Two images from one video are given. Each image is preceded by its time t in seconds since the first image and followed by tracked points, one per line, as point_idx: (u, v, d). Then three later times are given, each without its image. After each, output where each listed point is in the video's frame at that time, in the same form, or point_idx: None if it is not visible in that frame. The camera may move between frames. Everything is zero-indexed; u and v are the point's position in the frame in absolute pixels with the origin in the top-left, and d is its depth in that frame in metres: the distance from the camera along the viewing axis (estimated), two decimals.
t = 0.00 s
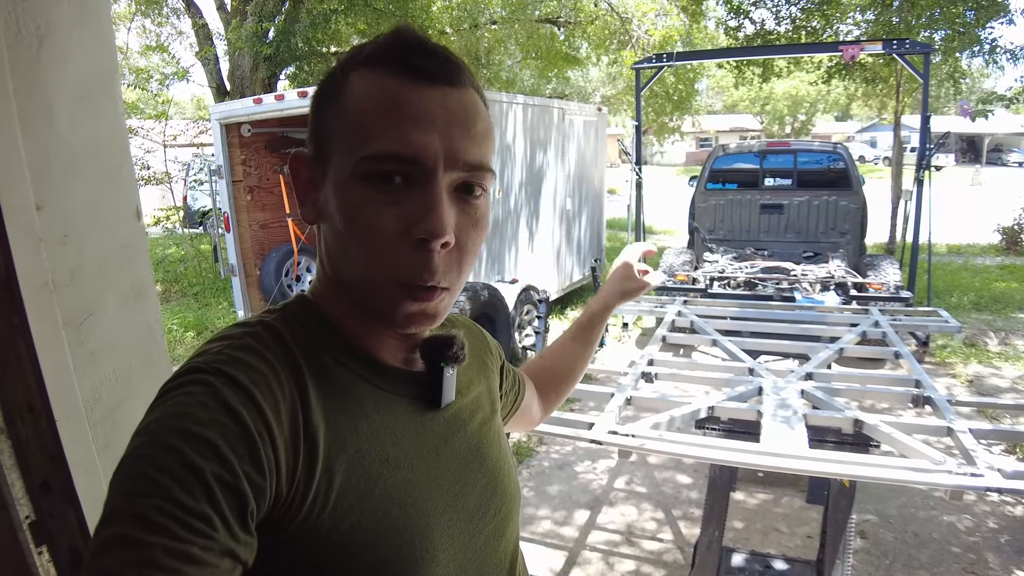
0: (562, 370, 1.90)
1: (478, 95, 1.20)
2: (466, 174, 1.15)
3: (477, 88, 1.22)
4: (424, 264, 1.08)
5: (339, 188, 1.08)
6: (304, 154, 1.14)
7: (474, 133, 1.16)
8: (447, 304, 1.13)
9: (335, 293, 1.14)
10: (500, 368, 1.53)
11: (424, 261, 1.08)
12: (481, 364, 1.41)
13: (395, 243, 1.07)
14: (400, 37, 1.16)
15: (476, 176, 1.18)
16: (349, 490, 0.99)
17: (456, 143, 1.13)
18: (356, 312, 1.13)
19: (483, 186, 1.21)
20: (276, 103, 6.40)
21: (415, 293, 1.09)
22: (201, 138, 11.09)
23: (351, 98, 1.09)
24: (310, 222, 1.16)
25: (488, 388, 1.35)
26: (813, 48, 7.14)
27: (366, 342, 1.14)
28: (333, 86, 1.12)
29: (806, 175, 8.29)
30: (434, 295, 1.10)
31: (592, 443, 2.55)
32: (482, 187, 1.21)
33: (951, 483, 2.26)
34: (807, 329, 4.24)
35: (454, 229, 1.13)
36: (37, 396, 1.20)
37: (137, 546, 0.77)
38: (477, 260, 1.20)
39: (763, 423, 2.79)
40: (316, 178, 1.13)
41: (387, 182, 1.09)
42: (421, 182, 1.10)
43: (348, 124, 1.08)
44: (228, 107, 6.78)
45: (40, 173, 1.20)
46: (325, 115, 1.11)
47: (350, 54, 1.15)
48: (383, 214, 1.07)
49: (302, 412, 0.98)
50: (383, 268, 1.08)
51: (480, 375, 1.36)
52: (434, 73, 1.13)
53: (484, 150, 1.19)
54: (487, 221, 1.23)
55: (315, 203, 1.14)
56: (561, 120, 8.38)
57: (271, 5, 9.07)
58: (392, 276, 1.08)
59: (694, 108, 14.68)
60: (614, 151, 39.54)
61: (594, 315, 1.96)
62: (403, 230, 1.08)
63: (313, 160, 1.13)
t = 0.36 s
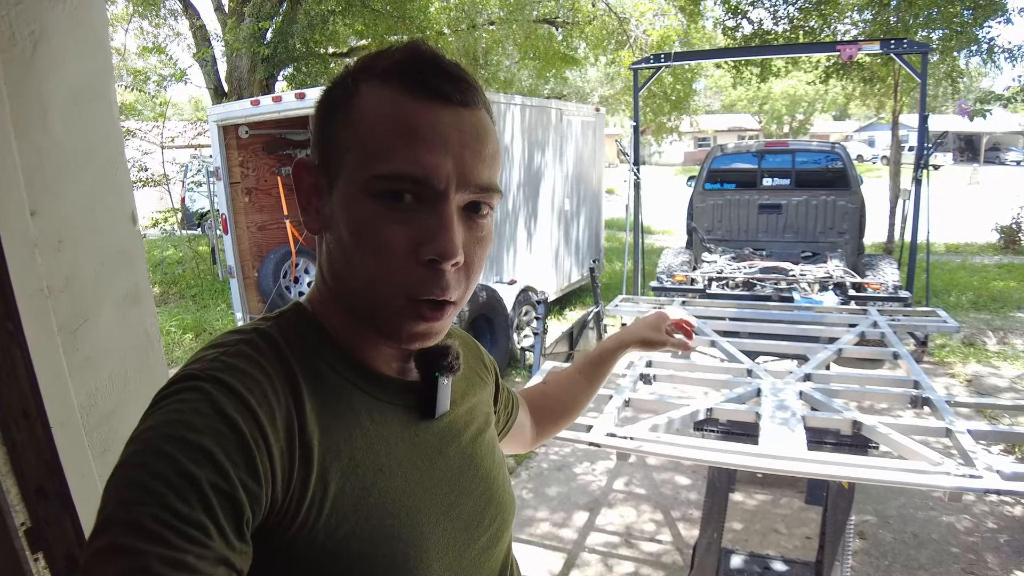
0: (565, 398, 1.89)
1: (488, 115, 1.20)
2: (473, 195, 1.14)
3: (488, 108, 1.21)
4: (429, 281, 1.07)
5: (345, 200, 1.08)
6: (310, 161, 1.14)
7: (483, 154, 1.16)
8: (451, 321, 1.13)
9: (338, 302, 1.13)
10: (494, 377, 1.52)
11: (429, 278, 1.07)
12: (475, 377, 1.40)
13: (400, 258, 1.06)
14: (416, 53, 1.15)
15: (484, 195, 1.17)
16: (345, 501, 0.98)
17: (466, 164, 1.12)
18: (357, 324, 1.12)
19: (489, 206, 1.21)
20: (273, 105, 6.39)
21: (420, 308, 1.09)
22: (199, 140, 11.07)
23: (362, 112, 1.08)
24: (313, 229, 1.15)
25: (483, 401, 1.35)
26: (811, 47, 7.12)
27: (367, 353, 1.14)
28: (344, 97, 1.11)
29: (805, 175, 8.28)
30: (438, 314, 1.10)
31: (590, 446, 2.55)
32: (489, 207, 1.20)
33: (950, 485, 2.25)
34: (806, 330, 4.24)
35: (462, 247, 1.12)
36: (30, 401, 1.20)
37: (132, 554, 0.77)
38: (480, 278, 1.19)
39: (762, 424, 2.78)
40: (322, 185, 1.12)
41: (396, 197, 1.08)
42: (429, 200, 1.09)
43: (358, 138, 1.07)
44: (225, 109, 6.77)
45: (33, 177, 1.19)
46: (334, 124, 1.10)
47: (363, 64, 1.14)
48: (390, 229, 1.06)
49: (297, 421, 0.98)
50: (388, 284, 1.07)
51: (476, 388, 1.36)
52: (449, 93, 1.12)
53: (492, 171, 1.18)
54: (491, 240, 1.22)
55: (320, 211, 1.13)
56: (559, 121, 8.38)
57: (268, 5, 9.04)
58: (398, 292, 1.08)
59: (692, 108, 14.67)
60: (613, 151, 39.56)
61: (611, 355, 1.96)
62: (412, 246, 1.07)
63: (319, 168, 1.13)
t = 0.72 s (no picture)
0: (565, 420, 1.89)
1: (483, 124, 1.20)
2: (467, 204, 1.14)
3: (483, 117, 1.21)
4: (421, 290, 1.07)
5: (338, 207, 1.07)
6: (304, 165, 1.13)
7: (478, 163, 1.15)
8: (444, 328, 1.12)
9: (330, 308, 1.12)
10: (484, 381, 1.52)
11: (422, 286, 1.07)
12: (467, 385, 1.39)
13: (393, 265, 1.06)
14: (412, 60, 1.15)
15: (477, 205, 1.16)
16: (336, 507, 0.98)
17: (460, 173, 1.12)
18: (349, 331, 1.11)
19: (483, 214, 1.20)
20: (269, 105, 6.37)
21: (412, 316, 1.08)
22: (196, 140, 11.05)
23: (356, 118, 1.07)
24: (305, 235, 1.14)
25: (474, 409, 1.34)
26: (810, 46, 7.10)
27: (359, 360, 1.13)
28: (339, 102, 1.10)
29: (803, 174, 8.27)
30: (430, 322, 1.09)
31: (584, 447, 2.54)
32: (483, 215, 1.20)
33: (945, 487, 2.25)
34: (803, 330, 4.23)
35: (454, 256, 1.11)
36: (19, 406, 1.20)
37: (119, 562, 0.75)
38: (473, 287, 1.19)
39: (758, 425, 2.77)
40: (316, 189, 1.11)
41: (389, 205, 1.07)
42: (423, 209, 1.09)
43: (352, 143, 1.06)
44: (221, 109, 6.75)
45: (18, 179, 1.18)
46: (328, 130, 1.09)
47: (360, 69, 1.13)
48: (383, 236, 1.05)
49: (288, 428, 0.97)
50: (380, 293, 1.06)
51: (467, 395, 1.35)
52: (444, 101, 1.12)
53: (487, 180, 1.18)
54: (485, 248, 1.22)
55: (313, 215, 1.12)
56: (557, 120, 8.37)
57: (265, 5, 9.01)
58: (391, 301, 1.07)
59: (691, 107, 14.65)
60: (611, 150, 39.58)
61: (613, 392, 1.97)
62: (405, 254, 1.06)
63: (312, 173, 1.12)
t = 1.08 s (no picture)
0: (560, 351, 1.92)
1: (485, 134, 1.19)
2: (466, 215, 1.13)
3: (485, 128, 1.20)
4: (417, 298, 1.06)
5: (335, 212, 1.06)
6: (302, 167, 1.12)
7: (478, 174, 1.15)
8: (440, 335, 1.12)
9: (325, 313, 1.12)
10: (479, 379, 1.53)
11: (418, 294, 1.06)
12: (462, 390, 1.39)
13: (389, 272, 1.05)
14: (417, 67, 1.15)
15: (476, 215, 1.16)
16: (328, 514, 0.97)
17: (459, 184, 1.11)
18: (342, 335, 1.10)
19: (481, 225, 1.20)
20: (266, 104, 6.35)
21: (408, 324, 1.07)
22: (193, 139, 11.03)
23: (356, 123, 1.07)
24: (301, 238, 1.13)
25: (468, 417, 1.34)
26: (807, 41, 7.08)
27: (355, 366, 1.12)
28: (341, 105, 1.10)
29: (801, 170, 8.26)
30: (424, 331, 1.08)
31: (580, 445, 2.54)
32: (481, 226, 1.19)
33: (941, 483, 2.25)
34: (801, 327, 4.23)
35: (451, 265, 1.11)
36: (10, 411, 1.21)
37: (108, 567, 0.75)
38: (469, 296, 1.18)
39: (755, 423, 2.77)
40: (313, 193, 1.10)
41: (387, 212, 1.06)
42: (419, 218, 1.08)
43: (352, 147, 1.06)
44: (218, 109, 6.73)
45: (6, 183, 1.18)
46: (328, 134, 1.09)
47: (364, 74, 1.13)
48: (380, 243, 1.05)
49: (282, 434, 0.97)
50: (375, 298, 1.06)
51: (462, 403, 1.35)
52: (446, 110, 1.11)
53: (486, 192, 1.17)
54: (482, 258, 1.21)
55: (310, 218, 1.11)
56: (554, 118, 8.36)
57: (261, 4, 8.97)
58: (386, 308, 1.06)
59: (688, 103, 14.63)
60: (609, 147, 39.59)
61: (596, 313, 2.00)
62: (401, 262, 1.06)
63: (310, 177, 1.11)
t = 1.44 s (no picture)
0: (571, 326, 1.98)
1: (476, 128, 1.18)
2: (457, 212, 1.13)
3: (475, 122, 1.20)
4: (410, 296, 1.06)
5: (325, 210, 1.06)
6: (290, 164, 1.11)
7: (469, 170, 1.14)
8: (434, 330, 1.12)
9: (319, 310, 1.11)
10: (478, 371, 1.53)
11: (411, 292, 1.06)
12: (461, 382, 1.40)
13: (381, 271, 1.05)
14: (401, 61, 1.14)
15: (468, 210, 1.15)
16: (326, 514, 0.98)
17: (449, 180, 1.11)
18: (334, 334, 1.10)
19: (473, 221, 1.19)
20: (263, 99, 6.33)
21: (401, 322, 1.07)
22: (190, 134, 11.00)
23: (344, 121, 1.06)
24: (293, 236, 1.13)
25: (466, 410, 1.34)
26: (806, 32, 7.04)
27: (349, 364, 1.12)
28: (327, 102, 1.09)
29: (800, 161, 8.26)
30: (417, 330, 1.08)
31: (582, 437, 2.55)
32: (474, 222, 1.19)
33: (942, 473, 2.26)
34: (801, 318, 4.23)
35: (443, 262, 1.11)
36: (13, 409, 1.21)
37: (105, 572, 0.75)
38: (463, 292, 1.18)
39: (754, 414, 2.78)
40: (304, 191, 1.10)
41: (377, 211, 1.06)
42: (410, 216, 1.08)
43: (339, 146, 1.05)
44: (215, 104, 6.71)
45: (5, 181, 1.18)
46: (316, 133, 1.08)
47: (350, 70, 1.12)
48: (370, 242, 1.05)
49: (277, 435, 0.97)
50: (366, 297, 1.06)
51: (459, 397, 1.35)
52: (433, 106, 1.10)
53: (478, 188, 1.17)
54: (475, 252, 1.21)
55: (301, 217, 1.11)
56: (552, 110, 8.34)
57: None
58: (378, 306, 1.06)
59: (686, 94, 14.60)
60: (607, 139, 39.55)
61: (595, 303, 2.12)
62: (394, 260, 1.06)
63: (298, 176, 1.11)
